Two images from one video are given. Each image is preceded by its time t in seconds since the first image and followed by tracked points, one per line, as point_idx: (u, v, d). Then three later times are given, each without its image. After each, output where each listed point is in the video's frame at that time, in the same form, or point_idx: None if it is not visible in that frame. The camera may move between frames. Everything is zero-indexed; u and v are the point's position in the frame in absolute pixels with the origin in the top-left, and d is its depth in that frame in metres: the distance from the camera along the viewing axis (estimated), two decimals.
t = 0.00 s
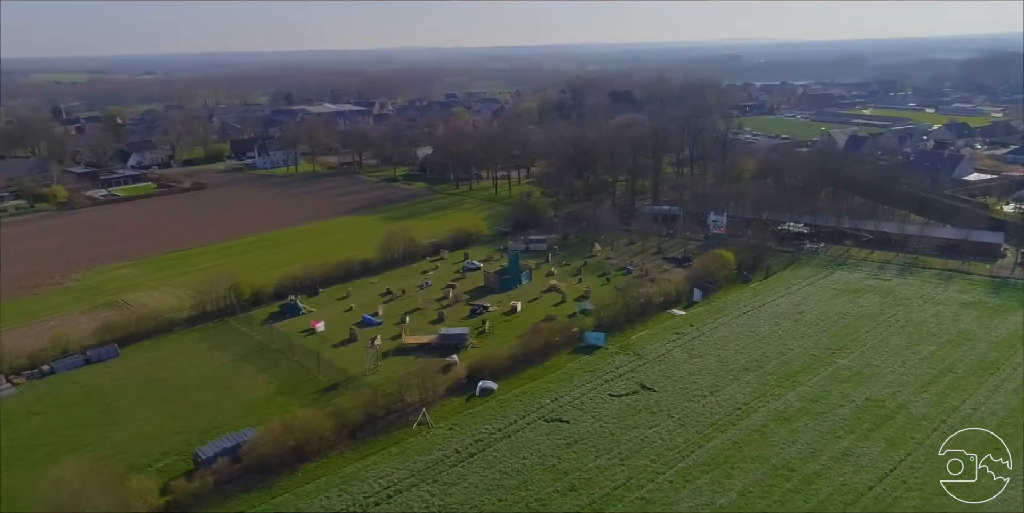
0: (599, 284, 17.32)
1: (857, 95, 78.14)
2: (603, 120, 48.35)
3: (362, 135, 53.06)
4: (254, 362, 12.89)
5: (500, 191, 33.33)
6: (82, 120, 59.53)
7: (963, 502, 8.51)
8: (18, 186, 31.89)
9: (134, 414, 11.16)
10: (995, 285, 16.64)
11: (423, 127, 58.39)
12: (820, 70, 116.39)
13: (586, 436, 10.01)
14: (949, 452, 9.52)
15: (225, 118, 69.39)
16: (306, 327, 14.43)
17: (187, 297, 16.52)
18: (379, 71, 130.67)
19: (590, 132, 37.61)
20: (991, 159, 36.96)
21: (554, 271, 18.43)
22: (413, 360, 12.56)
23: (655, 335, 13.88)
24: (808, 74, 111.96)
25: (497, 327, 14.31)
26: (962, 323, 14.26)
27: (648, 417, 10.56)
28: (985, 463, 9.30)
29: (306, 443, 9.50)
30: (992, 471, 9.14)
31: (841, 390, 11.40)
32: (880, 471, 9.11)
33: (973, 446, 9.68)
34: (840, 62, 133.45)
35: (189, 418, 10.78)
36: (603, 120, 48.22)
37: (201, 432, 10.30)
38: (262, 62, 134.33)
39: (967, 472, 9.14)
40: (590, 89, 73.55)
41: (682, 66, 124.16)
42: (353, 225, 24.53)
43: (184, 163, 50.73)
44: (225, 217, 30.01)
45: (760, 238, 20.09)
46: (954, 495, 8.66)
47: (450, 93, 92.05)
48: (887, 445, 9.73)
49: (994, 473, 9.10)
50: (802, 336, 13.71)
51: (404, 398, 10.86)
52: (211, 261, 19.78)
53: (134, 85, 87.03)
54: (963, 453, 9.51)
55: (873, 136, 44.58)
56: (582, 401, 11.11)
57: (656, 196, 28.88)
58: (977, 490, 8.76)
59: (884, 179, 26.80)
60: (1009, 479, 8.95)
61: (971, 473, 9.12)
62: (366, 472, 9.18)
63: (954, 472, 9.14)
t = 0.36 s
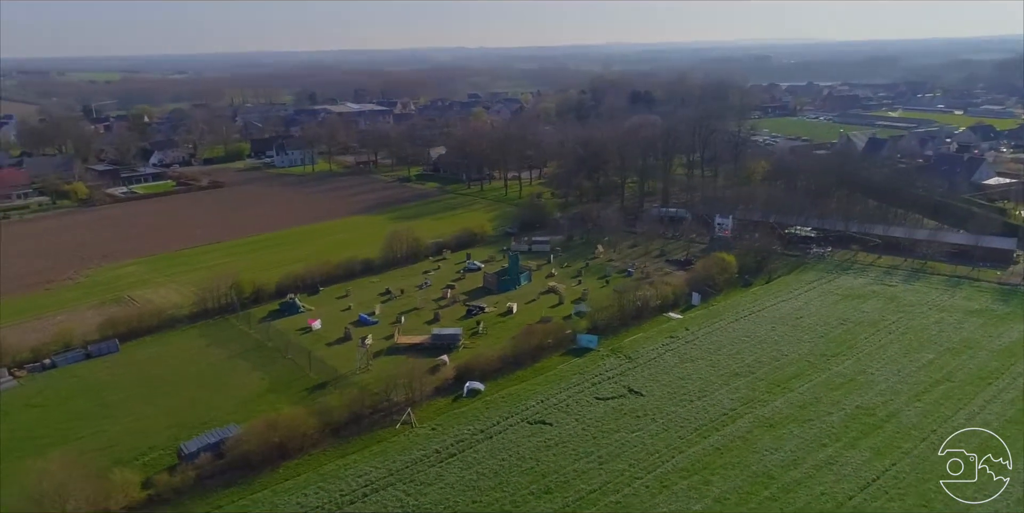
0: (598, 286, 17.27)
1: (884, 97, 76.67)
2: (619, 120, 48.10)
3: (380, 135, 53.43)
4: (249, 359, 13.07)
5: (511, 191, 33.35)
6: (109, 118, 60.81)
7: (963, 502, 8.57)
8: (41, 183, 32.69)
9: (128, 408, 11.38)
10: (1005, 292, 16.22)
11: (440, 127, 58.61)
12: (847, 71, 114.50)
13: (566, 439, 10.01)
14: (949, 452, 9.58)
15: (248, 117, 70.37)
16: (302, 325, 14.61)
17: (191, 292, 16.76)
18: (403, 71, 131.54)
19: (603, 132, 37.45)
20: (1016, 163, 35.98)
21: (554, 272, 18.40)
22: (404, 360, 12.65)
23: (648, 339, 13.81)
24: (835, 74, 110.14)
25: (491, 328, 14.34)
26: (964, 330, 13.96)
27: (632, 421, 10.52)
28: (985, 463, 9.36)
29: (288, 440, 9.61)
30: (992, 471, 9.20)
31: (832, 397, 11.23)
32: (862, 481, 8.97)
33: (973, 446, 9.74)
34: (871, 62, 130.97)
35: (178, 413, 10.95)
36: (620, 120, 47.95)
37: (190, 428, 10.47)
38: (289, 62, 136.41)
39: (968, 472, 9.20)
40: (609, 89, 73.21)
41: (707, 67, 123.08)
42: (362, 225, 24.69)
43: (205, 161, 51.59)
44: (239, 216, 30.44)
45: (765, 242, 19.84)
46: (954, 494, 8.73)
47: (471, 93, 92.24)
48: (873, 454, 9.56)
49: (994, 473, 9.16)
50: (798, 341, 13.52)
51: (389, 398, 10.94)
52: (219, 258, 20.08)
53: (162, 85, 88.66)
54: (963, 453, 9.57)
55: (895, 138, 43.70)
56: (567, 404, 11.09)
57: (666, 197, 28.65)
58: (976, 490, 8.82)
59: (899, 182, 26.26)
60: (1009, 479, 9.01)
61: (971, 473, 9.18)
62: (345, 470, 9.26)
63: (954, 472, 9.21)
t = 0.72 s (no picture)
0: (596, 289, 17.20)
1: (912, 98, 74.91)
2: (636, 120, 47.72)
3: (397, 135, 53.67)
4: (242, 358, 13.24)
5: (521, 192, 33.31)
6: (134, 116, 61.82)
7: (963, 502, 8.66)
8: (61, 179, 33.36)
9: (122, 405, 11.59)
10: (1015, 300, 15.78)
11: (457, 127, 58.68)
12: (877, 72, 112.15)
13: (546, 443, 9.98)
14: (949, 452, 9.67)
15: (269, 116, 71.13)
16: (298, 324, 14.77)
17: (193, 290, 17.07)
18: (427, 71, 131.96)
19: (617, 133, 37.24)
20: None
21: (554, 274, 18.34)
22: (393, 360, 12.73)
23: (640, 343, 13.71)
24: (863, 75, 107.97)
25: (484, 329, 14.36)
26: (966, 339, 13.63)
27: (614, 426, 10.45)
28: (985, 464, 9.45)
29: (269, 438, 9.72)
30: (992, 471, 9.30)
31: (821, 406, 11.05)
32: (842, 492, 8.82)
33: (974, 446, 9.83)
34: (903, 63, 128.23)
35: (168, 409, 11.13)
36: (636, 120, 47.57)
37: (176, 425, 10.64)
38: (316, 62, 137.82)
39: (967, 472, 9.28)
40: (629, 90, 72.67)
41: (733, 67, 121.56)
42: (369, 224, 24.87)
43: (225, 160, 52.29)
44: (251, 214, 30.82)
45: (770, 246, 19.56)
46: (953, 494, 8.82)
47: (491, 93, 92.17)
48: (856, 464, 9.40)
49: (994, 473, 9.26)
50: (793, 348, 13.32)
51: (373, 399, 11.01)
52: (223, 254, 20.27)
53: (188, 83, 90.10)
54: (963, 453, 9.66)
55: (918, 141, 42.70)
56: (550, 407, 11.07)
57: (675, 199, 28.39)
58: (976, 490, 8.91)
59: (915, 186, 25.68)
60: (1008, 480, 9.13)
61: (971, 473, 9.26)
62: (323, 469, 9.35)
63: (954, 472, 9.29)
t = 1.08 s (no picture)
0: (593, 292, 17.11)
1: (941, 100, 73.16)
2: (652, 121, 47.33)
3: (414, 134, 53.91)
4: (235, 356, 13.39)
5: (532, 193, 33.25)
6: (160, 115, 63.04)
7: (963, 502, 8.74)
8: (84, 177, 34.18)
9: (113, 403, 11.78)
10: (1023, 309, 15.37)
11: (475, 127, 58.74)
12: (907, 73, 109.80)
13: (524, 447, 9.95)
14: (949, 452, 9.76)
15: (292, 115, 72.02)
16: (292, 324, 14.91)
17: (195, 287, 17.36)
18: (451, 71, 132.33)
19: (630, 134, 36.98)
20: None
21: (553, 277, 18.29)
22: (382, 362, 12.78)
23: (631, 348, 13.61)
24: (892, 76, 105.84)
25: (476, 331, 14.37)
26: (967, 349, 13.30)
27: (595, 431, 10.39)
28: (985, 464, 9.54)
29: (249, 437, 9.82)
30: (992, 471, 9.40)
31: (808, 415, 10.86)
32: (818, 504, 8.67)
33: (974, 446, 9.93)
34: (938, 63, 124.89)
35: (157, 405, 11.31)
36: (653, 121, 47.18)
37: (163, 422, 10.80)
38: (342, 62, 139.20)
39: (967, 472, 9.37)
40: (649, 90, 72.10)
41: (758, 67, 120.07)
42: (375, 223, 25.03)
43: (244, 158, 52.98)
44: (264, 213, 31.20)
45: (774, 251, 19.29)
46: (955, 496, 8.87)
47: (511, 93, 92.10)
48: (836, 476, 9.24)
49: (994, 473, 9.36)
50: (786, 355, 13.12)
51: (356, 400, 11.08)
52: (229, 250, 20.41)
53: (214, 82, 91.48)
54: (963, 454, 9.75)
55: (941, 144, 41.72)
56: (533, 411, 11.03)
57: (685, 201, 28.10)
58: (977, 491, 8.99)
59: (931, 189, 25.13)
60: (1008, 480, 9.22)
61: (971, 473, 9.35)
62: (300, 469, 9.43)
63: (954, 472, 9.38)
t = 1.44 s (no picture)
0: (590, 295, 16.99)
1: (975, 102, 71.11)
2: (671, 121, 46.83)
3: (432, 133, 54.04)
4: (226, 354, 13.54)
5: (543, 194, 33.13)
6: (185, 113, 64.14)
7: (964, 502, 8.81)
8: (105, 174, 34.98)
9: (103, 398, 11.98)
10: None
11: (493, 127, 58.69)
12: (942, 74, 107.03)
13: (500, 451, 9.91)
14: (950, 453, 9.83)
15: (314, 113, 72.69)
16: (287, 323, 15.05)
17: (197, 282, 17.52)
18: (477, 71, 132.44)
19: (645, 134, 36.63)
20: None
21: (551, 279, 18.21)
22: (370, 362, 12.84)
23: (622, 352, 13.48)
24: (926, 77, 103.25)
25: (467, 333, 14.36)
26: (967, 360, 12.94)
27: (573, 436, 10.31)
28: (986, 463, 9.61)
29: (227, 436, 9.92)
30: (992, 472, 9.46)
31: (793, 424, 10.65)
32: None
33: (975, 446, 9.99)
34: (975, 63, 121.32)
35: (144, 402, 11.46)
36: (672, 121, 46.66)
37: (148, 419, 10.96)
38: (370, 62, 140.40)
39: (968, 472, 9.44)
40: (672, 91, 71.36)
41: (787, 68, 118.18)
42: (382, 224, 25.13)
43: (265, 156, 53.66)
44: (277, 211, 31.55)
45: (777, 255, 18.99)
46: (955, 495, 8.95)
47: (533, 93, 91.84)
48: (814, 488, 9.04)
49: (994, 473, 9.43)
50: (778, 362, 12.91)
51: (339, 401, 11.15)
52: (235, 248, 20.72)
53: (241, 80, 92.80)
54: (964, 454, 9.82)
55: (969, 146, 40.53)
56: (514, 414, 10.98)
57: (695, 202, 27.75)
58: (979, 491, 9.04)
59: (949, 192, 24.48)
60: (1008, 480, 9.28)
61: (972, 474, 9.40)
62: (277, 468, 9.50)
63: (955, 472, 9.44)
